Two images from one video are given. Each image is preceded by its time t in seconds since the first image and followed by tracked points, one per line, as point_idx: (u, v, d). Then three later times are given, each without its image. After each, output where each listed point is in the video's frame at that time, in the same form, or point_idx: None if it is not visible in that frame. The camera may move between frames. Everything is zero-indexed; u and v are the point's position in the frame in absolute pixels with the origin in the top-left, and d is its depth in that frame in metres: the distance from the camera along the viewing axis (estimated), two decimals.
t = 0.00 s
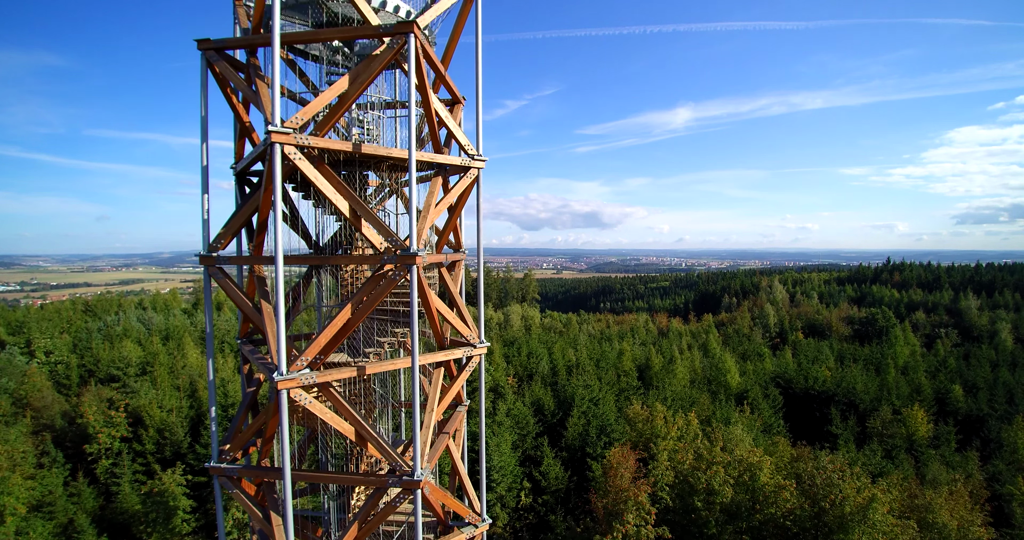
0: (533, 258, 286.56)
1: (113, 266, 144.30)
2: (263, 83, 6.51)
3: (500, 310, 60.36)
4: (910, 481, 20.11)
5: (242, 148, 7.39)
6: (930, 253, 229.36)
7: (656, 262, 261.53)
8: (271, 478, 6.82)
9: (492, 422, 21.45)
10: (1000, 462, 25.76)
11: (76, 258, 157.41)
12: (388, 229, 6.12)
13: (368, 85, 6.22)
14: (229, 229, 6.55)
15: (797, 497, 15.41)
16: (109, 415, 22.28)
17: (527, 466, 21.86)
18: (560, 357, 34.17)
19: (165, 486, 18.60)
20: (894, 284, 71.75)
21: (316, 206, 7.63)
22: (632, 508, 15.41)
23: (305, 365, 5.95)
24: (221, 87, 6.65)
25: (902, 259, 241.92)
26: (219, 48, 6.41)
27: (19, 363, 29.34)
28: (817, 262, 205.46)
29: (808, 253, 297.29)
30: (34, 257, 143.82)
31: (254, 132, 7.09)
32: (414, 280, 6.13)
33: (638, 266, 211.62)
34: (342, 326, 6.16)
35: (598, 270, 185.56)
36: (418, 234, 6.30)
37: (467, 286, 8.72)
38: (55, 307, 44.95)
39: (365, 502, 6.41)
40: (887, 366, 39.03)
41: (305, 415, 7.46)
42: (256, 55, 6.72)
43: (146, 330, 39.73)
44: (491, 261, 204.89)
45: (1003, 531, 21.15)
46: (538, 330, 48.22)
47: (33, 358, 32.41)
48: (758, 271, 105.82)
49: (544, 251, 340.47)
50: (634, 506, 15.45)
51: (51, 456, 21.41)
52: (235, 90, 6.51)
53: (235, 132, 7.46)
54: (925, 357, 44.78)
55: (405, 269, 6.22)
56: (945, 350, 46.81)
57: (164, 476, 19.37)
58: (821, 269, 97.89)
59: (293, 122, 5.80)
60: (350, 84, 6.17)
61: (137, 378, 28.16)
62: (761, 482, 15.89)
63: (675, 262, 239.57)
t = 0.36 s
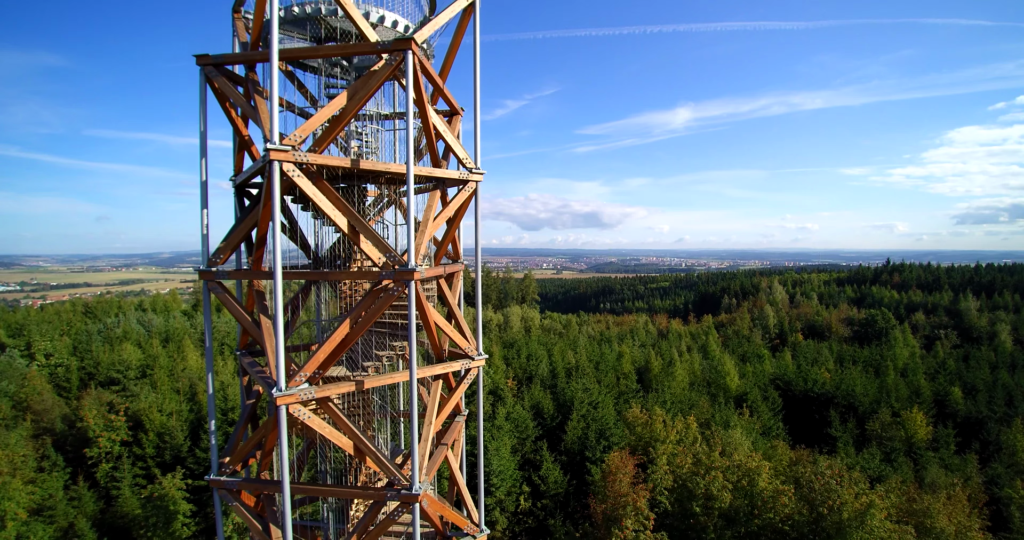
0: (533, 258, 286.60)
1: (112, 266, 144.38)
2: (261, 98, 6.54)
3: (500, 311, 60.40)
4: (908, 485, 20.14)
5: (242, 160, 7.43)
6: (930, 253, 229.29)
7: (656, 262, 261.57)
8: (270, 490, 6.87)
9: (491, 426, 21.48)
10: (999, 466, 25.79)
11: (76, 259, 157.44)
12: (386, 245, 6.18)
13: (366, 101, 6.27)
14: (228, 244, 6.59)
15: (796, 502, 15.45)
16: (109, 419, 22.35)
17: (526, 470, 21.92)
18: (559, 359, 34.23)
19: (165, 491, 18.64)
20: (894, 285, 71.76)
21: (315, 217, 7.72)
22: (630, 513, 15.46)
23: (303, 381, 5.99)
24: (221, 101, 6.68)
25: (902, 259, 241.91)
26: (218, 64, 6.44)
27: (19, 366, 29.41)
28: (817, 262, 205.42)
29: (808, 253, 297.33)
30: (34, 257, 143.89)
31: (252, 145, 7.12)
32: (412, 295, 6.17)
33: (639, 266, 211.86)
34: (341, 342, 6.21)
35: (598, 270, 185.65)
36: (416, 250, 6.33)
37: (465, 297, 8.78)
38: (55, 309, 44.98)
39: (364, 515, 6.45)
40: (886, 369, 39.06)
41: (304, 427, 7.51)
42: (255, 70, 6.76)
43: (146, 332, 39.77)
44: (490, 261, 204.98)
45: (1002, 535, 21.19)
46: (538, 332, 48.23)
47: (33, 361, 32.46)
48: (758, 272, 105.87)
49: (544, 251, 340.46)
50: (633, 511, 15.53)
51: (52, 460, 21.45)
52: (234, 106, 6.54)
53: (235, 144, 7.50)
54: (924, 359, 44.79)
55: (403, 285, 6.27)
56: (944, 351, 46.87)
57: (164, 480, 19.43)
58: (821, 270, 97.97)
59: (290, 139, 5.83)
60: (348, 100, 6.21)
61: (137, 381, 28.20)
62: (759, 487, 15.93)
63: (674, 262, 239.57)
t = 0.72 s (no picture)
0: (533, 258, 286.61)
1: (112, 266, 144.41)
2: (261, 115, 6.61)
3: (499, 312, 60.44)
4: (906, 490, 20.16)
5: (241, 174, 7.48)
6: (931, 253, 229.23)
7: (656, 261, 261.70)
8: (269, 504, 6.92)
9: (490, 430, 21.52)
10: (998, 469, 25.83)
11: (75, 259, 157.44)
12: (385, 262, 6.22)
13: (365, 118, 6.34)
14: (228, 260, 6.66)
15: (794, 508, 15.50)
16: (109, 423, 22.40)
17: (526, 474, 21.98)
18: (558, 362, 34.30)
19: (165, 495, 18.70)
20: (893, 286, 71.76)
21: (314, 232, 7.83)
22: (629, 519, 15.52)
23: (302, 398, 6.04)
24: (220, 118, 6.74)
25: (902, 259, 241.90)
26: (218, 80, 6.49)
27: (20, 369, 29.45)
28: (818, 262, 205.38)
29: (808, 253, 297.32)
30: (34, 257, 143.96)
31: (251, 160, 7.17)
32: (411, 312, 6.21)
33: (639, 266, 212.07)
34: (339, 358, 6.25)
35: (597, 270, 185.80)
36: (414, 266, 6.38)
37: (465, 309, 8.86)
38: (55, 311, 45.03)
39: (363, 529, 6.50)
40: (885, 371, 39.11)
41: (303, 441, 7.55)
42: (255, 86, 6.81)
43: (146, 334, 39.82)
44: (490, 260, 204.95)
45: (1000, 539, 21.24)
46: (538, 333, 48.26)
47: (33, 363, 32.52)
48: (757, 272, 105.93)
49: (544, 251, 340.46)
50: (631, 517, 15.60)
51: (52, 463, 21.49)
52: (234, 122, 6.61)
53: (235, 158, 7.55)
54: (923, 360, 44.82)
55: (401, 301, 6.31)
56: (943, 353, 46.92)
57: (164, 484, 19.50)
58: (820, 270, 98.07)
59: (290, 158, 5.90)
60: (347, 118, 6.29)
61: (137, 384, 28.23)
62: (758, 493, 15.96)
63: (674, 262, 239.56)
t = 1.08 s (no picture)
0: (533, 258, 286.54)
1: (111, 266, 144.46)
2: (260, 133, 6.66)
3: (499, 313, 60.48)
4: (904, 495, 20.20)
5: (241, 190, 7.52)
6: (931, 253, 229.23)
7: (656, 261, 261.78)
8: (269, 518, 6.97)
9: (489, 434, 21.55)
10: (996, 473, 25.86)
11: (75, 259, 157.45)
12: (383, 280, 6.27)
13: (364, 137, 6.37)
14: (228, 277, 6.71)
15: (793, 514, 15.56)
16: (109, 428, 22.44)
17: (525, 478, 22.04)
18: (558, 364, 34.36)
19: (166, 500, 18.73)
20: (893, 287, 71.72)
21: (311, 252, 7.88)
22: (628, 526, 15.58)
23: (302, 415, 6.09)
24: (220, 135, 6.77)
25: (902, 259, 241.87)
26: (217, 98, 6.52)
27: (20, 372, 29.48)
28: (817, 262, 205.22)
29: (808, 253, 297.32)
30: (34, 257, 143.98)
31: (251, 176, 7.19)
32: (409, 329, 6.26)
33: (639, 266, 212.23)
34: (339, 375, 6.31)
35: (597, 270, 186.04)
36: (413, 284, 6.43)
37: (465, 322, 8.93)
38: (54, 313, 45.03)
39: None
40: (884, 373, 39.15)
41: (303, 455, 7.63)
42: (254, 102, 6.83)
43: (146, 336, 39.84)
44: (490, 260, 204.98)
45: None
46: (537, 335, 48.32)
47: (33, 366, 32.56)
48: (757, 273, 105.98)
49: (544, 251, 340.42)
50: (630, 523, 15.67)
51: (52, 468, 21.52)
52: (234, 140, 6.66)
53: (234, 174, 7.58)
54: (923, 363, 44.85)
55: (400, 319, 6.36)
56: (942, 355, 46.96)
57: (165, 489, 19.53)
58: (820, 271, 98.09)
59: (289, 178, 5.93)
60: (348, 136, 6.31)
61: (137, 387, 28.25)
62: (756, 499, 16.01)
63: (673, 262, 239.58)
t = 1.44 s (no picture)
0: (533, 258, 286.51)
1: (111, 266, 144.51)
2: (260, 151, 6.75)
3: (499, 314, 60.50)
4: (904, 500, 20.22)
5: (241, 205, 7.58)
6: (931, 254, 229.09)
7: (656, 261, 261.83)
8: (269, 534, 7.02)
9: (489, 438, 21.57)
10: (995, 477, 25.87)
11: (75, 259, 157.48)
12: (383, 299, 6.36)
13: (364, 155, 6.46)
14: (228, 295, 6.79)
15: (791, 520, 15.61)
16: (109, 432, 22.48)
17: (524, 483, 22.08)
18: (558, 367, 34.40)
19: (166, 506, 18.77)
20: (893, 289, 71.69)
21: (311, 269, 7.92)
22: (627, 532, 15.63)
23: (302, 433, 6.16)
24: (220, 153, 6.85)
25: (903, 260, 241.64)
26: (217, 116, 6.60)
27: (20, 375, 29.53)
28: (817, 262, 205.10)
29: (808, 254, 297.18)
30: (34, 257, 144.09)
31: (251, 193, 7.23)
32: (408, 347, 6.35)
33: (639, 266, 212.31)
34: (339, 393, 6.39)
35: (597, 270, 186.09)
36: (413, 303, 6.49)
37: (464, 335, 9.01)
38: (55, 315, 45.08)
39: None
40: (884, 375, 39.17)
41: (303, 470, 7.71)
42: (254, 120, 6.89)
43: (147, 339, 39.89)
44: (489, 260, 204.98)
45: None
46: (537, 337, 48.35)
47: (33, 369, 32.59)
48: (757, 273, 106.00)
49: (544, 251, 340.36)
50: (629, 530, 15.71)
51: (52, 472, 21.54)
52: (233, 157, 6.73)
53: (234, 190, 7.63)
54: (922, 365, 44.85)
55: (399, 337, 6.45)
56: (942, 357, 46.96)
57: (165, 495, 19.56)
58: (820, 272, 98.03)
59: (289, 199, 6.04)
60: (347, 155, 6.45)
61: (137, 390, 28.29)
62: (755, 506, 16.05)
63: (673, 262, 239.53)
